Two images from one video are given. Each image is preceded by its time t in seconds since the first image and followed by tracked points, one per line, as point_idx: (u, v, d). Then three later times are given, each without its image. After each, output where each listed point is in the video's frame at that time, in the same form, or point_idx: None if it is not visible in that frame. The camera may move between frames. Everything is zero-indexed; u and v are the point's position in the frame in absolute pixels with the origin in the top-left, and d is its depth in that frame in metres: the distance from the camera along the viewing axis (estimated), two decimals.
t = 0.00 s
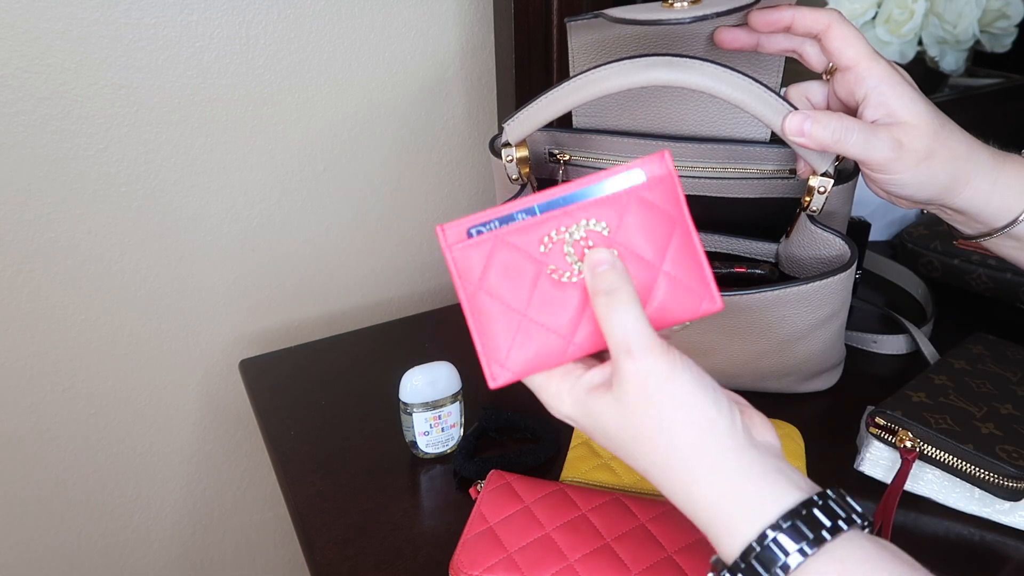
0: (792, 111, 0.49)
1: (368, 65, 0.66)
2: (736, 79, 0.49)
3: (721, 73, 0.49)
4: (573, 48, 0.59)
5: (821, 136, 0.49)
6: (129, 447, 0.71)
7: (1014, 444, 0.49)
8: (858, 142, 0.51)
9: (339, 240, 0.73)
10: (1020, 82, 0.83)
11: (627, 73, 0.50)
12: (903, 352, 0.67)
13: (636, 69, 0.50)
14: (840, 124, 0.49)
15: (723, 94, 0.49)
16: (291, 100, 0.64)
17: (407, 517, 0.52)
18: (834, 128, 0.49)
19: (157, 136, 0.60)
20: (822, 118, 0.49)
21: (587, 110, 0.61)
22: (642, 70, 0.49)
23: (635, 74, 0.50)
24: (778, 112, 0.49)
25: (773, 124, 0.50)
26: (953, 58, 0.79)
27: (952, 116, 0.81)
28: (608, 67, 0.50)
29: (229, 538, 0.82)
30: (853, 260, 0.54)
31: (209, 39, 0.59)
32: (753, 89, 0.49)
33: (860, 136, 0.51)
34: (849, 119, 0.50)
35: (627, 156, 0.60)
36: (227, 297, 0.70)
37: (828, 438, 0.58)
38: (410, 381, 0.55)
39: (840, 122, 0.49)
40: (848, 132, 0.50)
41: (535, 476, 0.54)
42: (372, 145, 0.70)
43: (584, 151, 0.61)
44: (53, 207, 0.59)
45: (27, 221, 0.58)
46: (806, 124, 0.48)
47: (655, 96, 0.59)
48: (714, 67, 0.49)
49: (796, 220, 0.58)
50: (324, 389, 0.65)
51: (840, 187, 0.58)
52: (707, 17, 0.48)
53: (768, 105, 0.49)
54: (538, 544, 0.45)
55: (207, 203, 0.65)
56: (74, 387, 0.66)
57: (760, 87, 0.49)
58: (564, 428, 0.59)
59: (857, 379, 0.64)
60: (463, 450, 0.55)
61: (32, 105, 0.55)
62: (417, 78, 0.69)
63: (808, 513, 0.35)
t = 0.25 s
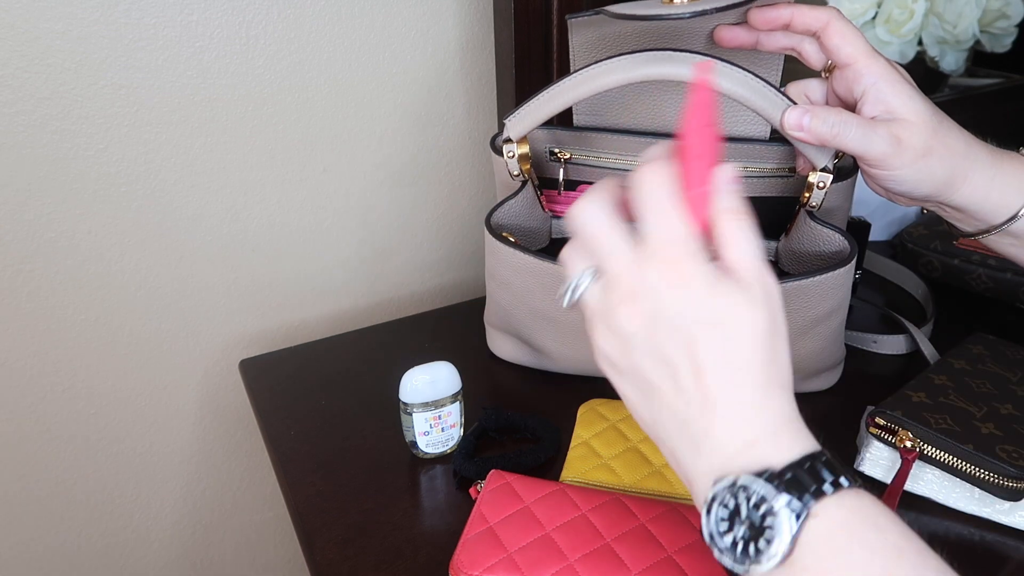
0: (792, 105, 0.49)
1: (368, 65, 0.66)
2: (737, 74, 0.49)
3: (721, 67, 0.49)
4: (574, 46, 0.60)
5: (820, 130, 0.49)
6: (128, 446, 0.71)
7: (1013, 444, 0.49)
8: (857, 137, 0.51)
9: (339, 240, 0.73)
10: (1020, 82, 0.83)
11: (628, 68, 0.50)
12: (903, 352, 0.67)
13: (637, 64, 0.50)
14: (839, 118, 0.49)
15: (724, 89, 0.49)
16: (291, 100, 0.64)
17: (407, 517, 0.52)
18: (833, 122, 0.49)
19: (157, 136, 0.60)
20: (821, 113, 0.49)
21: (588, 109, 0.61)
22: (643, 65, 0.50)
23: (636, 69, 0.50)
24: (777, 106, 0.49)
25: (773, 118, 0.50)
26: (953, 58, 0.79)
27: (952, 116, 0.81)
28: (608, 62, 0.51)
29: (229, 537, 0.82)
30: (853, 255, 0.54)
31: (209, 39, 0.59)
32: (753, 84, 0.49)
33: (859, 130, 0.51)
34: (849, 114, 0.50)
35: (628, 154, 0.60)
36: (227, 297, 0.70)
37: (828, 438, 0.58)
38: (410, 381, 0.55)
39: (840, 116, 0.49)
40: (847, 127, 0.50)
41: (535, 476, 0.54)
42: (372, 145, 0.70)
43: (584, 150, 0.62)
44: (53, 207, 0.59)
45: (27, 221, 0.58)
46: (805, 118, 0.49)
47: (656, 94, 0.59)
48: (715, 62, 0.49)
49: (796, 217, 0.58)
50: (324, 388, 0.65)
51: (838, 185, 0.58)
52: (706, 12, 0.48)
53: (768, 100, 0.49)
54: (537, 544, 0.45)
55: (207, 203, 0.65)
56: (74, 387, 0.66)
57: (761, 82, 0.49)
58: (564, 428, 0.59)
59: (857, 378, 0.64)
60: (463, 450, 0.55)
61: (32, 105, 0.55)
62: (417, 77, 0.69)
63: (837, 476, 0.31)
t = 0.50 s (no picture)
0: (793, 104, 0.49)
1: (368, 65, 0.66)
2: (737, 74, 0.49)
3: (721, 67, 0.49)
4: (575, 46, 0.59)
5: (819, 129, 0.49)
6: (128, 446, 0.71)
7: (1014, 444, 0.49)
8: (857, 136, 0.51)
9: (339, 240, 0.73)
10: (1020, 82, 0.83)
11: (629, 67, 0.50)
12: (903, 352, 0.67)
13: (637, 63, 0.50)
14: (839, 117, 0.49)
15: (724, 88, 0.49)
16: (291, 100, 0.64)
17: (407, 517, 0.52)
18: (833, 121, 0.49)
19: (157, 136, 0.60)
20: (821, 111, 0.49)
21: (588, 108, 0.61)
22: (643, 64, 0.49)
23: (637, 68, 0.50)
24: (777, 105, 0.49)
25: (773, 117, 0.50)
26: (953, 58, 0.79)
27: (952, 116, 0.81)
28: (609, 61, 0.50)
29: (229, 538, 0.82)
30: (853, 253, 0.54)
31: (209, 39, 0.59)
32: (753, 83, 0.49)
33: (859, 129, 0.51)
34: (849, 113, 0.50)
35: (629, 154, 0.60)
36: (227, 297, 0.70)
37: (828, 438, 0.58)
38: (410, 381, 0.55)
39: (840, 115, 0.49)
40: (847, 126, 0.50)
41: (535, 476, 0.54)
42: (372, 145, 0.70)
43: (585, 149, 0.61)
44: (53, 207, 0.59)
45: (27, 221, 0.58)
46: (805, 117, 0.48)
47: (655, 93, 0.59)
48: (715, 61, 0.49)
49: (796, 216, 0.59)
50: (324, 389, 0.65)
51: (836, 184, 0.58)
52: (707, 12, 0.48)
53: (768, 99, 0.49)
54: (538, 544, 0.45)
55: (207, 203, 0.65)
56: (74, 387, 0.66)
57: (761, 81, 0.49)
58: (564, 428, 0.59)
59: (857, 378, 0.64)
60: (463, 450, 0.55)
61: (32, 105, 0.55)
62: (417, 77, 0.69)
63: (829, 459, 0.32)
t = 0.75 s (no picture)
0: (791, 108, 0.49)
1: (368, 65, 0.66)
2: (735, 78, 0.49)
3: (720, 71, 0.49)
4: (573, 48, 0.59)
5: (819, 134, 0.49)
6: (128, 446, 0.71)
7: (1014, 444, 0.49)
8: (858, 141, 0.51)
9: (339, 240, 0.73)
10: (1020, 82, 0.83)
11: (627, 71, 0.50)
12: (903, 352, 0.67)
13: (636, 66, 0.50)
14: (839, 121, 0.49)
15: (722, 92, 0.49)
16: (291, 100, 0.64)
17: (407, 517, 0.52)
18: (833, 126, 0.49)
19: (157, 136, 0.60)
20: (821, 116, 0.48)
21: (587, 110, 0.61)
22: (642, 68, 0.50)
23: (636, 71, 0.50)
24: (776, 109, 0.49)
25: (772, 120, 0.50)
26: (953, 58, 0.79)
27: (952, 116, 0.81)
28: (609, 64, 0.50)
29: (229, 537, 0.82)
30: (853, 258, 0.54)
31: (209, 39, 0.59)
32: (752, 87, 0.49)
33: (858, 134, 0.50)
34: (848, 118, 0.50)
35: (628, 156, 0.60)
36: (227, 297, 0.70)
37: (828, 438, 0.58)
38: (410, 381, 0.55)
39: (839, 119, 0.49)
40: (847, 131, 0.50)
41: (535, 476, 0.54)
42: (372, 145, 0.70)
43: (583, 150, 0.62)
44: (53, 207, 0.59)
45: (27, 221, 0.58)
46: (805, 121, 0.48)
47: (654, 95, 0.59)
48: (714, 65, 0.49)
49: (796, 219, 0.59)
50: (324, 389, 0.65)
51: (836, 187, 0.58)
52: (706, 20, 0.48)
53: (767, 102, 0.49)
54: (538, 544, 0.45)
55: (207, 202, 0.65)
56: (74, 387, 0.66)
57: (759, 85, 0.49)
58: (564, 428, 0.59)
59: (857, 378, 0.64)
60: (463, 450, 0.55)
61: (32, 105, 0.55)
62: (417, 77, 0.69)
63: (736, 381, 0.35)
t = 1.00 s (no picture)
0: (791, 103, 0.49)
1: (368, 65, 0.66)
2: (736, 72, 0.49)
3: (720, 66, 0.49)
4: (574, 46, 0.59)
5: (818, 129, 0.49)
6: (128, 446, 0.71)
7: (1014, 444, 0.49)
8: (857, 136, 0.51)
9: (339, 240, 0.73)
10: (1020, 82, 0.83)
11: (627, 66, 0.50)
12: (903, 352, 0.67)
13: (636, 61, 0.50)
14: (838, 116, 0.49)
15: (723, 86, 0.49)
16: (291, 100, 0.64)
17: (407, 517, 0.52)
18: (831, 120, 0.49)
19: (157, 136, 0.60)
20: (820, 110, 0.48)
21: (587, 108, 0.62)
22: (641, 62, 0.50)
23: (636, 66, 0.50)
24: (776, 103, 0.49)
25: (772, 115, 0.50)
26: (953, 58, 0.79)
27: (952, 116, 0.81)
28: (610, 60, 0.50)
29: (229, 538, 0.82)
30: (853, 253, 0.54)
31: (209, 39, 0.59)
32: (752, 82, 0.49)
33: (857, 130, 0.50)
34: (847, 113, 0.50)
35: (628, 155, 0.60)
36: (227, 297, 0.70)
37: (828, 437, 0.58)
38: (410, 381, 0.55)
39: (838, 115, 0.49)
40: (847, 126, 0.50)
41: (535, 476, 0.54)
42: (372, 145, 0.70)
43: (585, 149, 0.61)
44: (53, 207, 0.59)
45: (27, 221, 0.58)
46: (804, 116, 0.48)
47: (654, 93, 0.59)
48: (714, 60, 0.49)
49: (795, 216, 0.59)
50: (324, 389, 0.65)
51: (836, 185, 0.58)
52: (706, 17, 0.48)
53: (767, 97, 0.49)
54: (537, 544, 0.45)
55: (207, 203, 0.65)
56: (73, 387, 0.66)
57: (759, 80, 0.49)
58: (564, 428, 0.59)
59: (857, 378, 0.64)
60: (463, 450, 0.56)
61: (31, 105, 0.55)
62: (417, 77, 0.69)
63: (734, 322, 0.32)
